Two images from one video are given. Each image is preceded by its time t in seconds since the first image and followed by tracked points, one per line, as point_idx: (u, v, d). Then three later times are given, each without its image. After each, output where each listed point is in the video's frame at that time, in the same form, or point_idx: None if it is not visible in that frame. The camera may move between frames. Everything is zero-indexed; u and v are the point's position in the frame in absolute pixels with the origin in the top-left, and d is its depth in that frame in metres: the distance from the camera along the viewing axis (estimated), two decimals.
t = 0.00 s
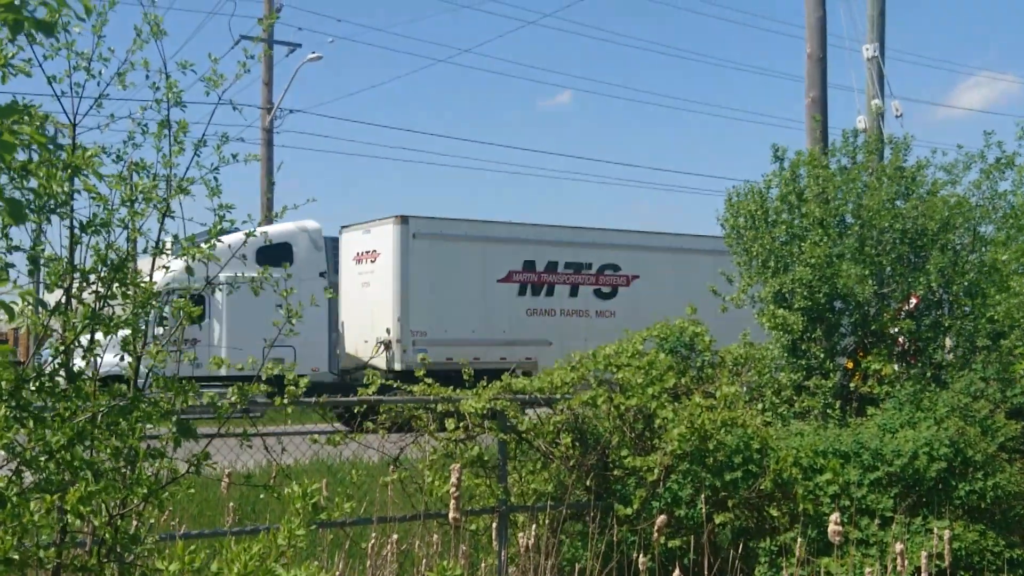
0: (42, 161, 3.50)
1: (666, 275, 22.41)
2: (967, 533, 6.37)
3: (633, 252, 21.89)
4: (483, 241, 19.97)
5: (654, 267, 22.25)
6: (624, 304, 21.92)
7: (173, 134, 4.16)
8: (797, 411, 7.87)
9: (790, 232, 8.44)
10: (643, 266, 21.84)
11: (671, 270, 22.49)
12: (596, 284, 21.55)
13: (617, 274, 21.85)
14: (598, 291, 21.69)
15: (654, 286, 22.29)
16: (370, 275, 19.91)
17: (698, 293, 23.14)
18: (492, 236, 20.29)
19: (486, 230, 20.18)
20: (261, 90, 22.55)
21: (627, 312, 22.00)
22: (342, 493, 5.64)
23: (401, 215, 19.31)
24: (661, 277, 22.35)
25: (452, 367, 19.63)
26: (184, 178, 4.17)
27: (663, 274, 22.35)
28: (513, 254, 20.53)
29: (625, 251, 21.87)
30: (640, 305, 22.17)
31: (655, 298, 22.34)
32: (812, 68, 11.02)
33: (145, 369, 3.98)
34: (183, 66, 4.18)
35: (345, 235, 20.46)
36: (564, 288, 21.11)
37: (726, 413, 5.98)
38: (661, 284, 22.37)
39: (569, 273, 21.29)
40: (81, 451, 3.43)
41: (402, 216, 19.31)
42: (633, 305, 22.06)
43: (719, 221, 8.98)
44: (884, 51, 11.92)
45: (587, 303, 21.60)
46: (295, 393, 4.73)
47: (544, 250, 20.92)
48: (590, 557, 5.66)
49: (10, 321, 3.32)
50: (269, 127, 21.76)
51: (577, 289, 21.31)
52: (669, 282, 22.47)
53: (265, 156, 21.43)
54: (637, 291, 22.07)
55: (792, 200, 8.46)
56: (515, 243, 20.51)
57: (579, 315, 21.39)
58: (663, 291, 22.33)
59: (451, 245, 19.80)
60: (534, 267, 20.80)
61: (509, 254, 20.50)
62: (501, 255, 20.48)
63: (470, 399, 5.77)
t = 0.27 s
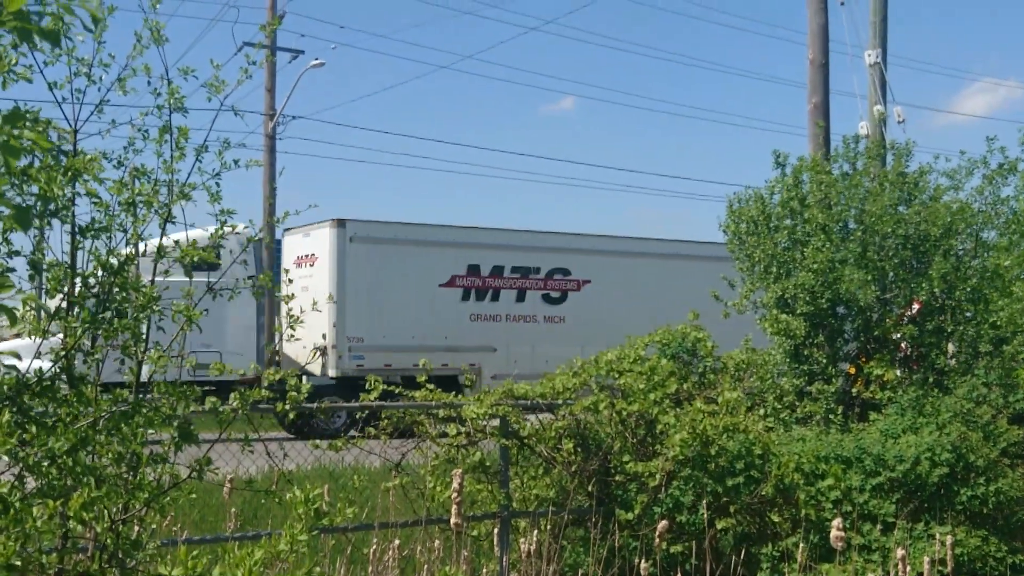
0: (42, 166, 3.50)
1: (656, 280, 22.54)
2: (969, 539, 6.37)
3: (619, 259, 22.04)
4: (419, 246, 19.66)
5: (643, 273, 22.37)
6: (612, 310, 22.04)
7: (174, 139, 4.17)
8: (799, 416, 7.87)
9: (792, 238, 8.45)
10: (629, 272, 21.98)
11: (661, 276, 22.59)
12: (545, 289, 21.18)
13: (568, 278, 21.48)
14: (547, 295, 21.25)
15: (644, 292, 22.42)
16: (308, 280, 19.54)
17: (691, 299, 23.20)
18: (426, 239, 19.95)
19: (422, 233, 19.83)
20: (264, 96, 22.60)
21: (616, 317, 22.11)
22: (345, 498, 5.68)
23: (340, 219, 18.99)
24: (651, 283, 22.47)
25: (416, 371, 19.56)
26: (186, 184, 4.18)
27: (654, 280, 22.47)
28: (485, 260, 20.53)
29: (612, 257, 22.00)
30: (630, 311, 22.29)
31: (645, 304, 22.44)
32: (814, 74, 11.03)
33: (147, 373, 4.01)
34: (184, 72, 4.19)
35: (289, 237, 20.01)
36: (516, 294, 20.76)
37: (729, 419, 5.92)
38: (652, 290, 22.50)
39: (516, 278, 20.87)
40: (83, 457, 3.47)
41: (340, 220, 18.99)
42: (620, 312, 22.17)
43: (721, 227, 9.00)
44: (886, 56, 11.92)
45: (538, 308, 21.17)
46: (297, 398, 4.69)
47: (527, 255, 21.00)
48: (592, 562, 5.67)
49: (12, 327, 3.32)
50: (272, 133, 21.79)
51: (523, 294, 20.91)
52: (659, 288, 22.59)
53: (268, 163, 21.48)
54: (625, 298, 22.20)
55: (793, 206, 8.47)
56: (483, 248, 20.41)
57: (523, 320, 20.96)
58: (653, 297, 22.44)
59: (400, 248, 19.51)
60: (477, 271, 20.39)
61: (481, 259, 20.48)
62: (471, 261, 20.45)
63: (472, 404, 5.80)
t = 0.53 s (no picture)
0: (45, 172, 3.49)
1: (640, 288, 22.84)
2: (973, 545, 6.36)
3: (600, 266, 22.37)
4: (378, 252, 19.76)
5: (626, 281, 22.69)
6: (595, 318, 22.33)
7: (176, 145, 4.17)
8: (802, 421, 7.86)
9: (795, 243, 8.45)
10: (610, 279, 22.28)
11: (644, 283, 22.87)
12: (494, 293, 21.16)
13: (515, 282, 21.49)
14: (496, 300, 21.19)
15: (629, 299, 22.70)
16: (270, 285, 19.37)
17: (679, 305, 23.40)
18: (386, 245, 20.04)
19: (385, 239, 19.95)
20: (267, 101, 22.64)
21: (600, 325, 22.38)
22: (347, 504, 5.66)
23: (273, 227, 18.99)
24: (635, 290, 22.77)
25: (389, 377, 19.89)
26: (188, 189, 4.19)
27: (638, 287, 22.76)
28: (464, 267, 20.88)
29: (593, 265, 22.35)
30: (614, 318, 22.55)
31: (630, 311, 22.70)
32: (817, 79, 11.03)
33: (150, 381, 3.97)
34: (186, 78, 4.20)
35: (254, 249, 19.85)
36: (460, 298, 20.69)
37: (733, 424, 5.91)
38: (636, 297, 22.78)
39: (460, 282, 20.85)
40: (86, 462, 3.48)
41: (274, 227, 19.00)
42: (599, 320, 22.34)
43: (723, 232, 9.00)
44: (888, 61, 11.92)
45: (482, 312, 21.09)
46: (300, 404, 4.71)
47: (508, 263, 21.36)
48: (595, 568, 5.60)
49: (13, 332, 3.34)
50: (274, 139, 21.82)
51: (468, 298, 20.88)
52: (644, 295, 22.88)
53: (271, 168, 21.52)
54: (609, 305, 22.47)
55: (796, 211, 8.48)
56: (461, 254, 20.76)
57: (466, 325, 20.90)
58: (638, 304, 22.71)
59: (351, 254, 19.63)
60: (420, 275, 20.37)
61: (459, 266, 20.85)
62: (446, 267, 20.79)
63: (475, 410, 5.79)
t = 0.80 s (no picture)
0: (53, 171, 3.51)
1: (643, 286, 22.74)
2: (979, 542, 6.35)
3: (603, 264, 22.29)
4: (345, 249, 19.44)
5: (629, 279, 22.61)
6: (598, 316, 22.26)
7: (183, 144, 4.19)
8: (808, 419, 7.85)
9: (800, 240, 8.45)
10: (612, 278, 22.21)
11: (648, 281, 22.76)
12: (437, 289, 20.54)
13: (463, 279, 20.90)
14: (432, 297, 20.51)
15: (631, 298, 22.62)
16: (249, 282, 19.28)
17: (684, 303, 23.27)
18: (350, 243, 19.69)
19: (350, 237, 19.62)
20: (272, 100, 22.65)
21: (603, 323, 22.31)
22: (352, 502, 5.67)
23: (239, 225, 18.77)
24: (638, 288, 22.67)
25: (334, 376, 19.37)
26: (195, 188, 4.20)
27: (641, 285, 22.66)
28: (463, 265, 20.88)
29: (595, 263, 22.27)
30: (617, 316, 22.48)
31: (633, 310, 22.62)
32: (822, 76, 11.02)
33: (157, 377, 4.03)
34: (193, 77, 4.21)
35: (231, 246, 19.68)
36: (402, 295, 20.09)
37: (738, 422, 5.93)
38: (639, 296, 22.70)
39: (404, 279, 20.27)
40: (92, 461, 3.48)
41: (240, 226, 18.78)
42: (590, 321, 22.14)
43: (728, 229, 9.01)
44: (894, 58, 11.90)
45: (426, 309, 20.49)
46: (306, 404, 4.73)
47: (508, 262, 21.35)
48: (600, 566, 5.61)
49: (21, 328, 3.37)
50: (279, 138, 21.85)
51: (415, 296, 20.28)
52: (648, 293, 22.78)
53: (276, 167, 21.54)
54: (611, 303, 22.40)
55: (801, 208, 8.48)
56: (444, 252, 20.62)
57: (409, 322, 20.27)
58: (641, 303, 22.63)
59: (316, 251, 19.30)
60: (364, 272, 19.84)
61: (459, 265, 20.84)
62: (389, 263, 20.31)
63: (481, 408, 5.81)
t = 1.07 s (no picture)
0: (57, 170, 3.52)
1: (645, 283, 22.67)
2: (983, 538, 6.35)
3: (603, 262, 22.21)
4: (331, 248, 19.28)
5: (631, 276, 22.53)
6: (598, 314, 22.22)
7: (187, 142, 4.19)
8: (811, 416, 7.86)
9: (803, 237, 8.45)
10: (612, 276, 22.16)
11: (649, 279, 22.68)
12: (384, 287, 20.00)
13: (407, 275, 20.31)
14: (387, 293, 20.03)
15: (632, 295, 22.56)
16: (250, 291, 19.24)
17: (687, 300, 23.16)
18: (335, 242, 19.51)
19: (335, 235, 19.44)
20: (274, 98, 22.65)
21: (603, 321, 22.26)
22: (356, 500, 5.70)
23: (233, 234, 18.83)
24: (639, 286, 22.60)
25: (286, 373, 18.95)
26: (199, 187, 4.20)
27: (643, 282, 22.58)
28: (459, 264, 20.88)
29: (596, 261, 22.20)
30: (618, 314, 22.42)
31: (635, 307, 22.55)
32: (824, 73, 11.00)
33: (160, 374, 4.02)
34: (197, 76, 4.21)
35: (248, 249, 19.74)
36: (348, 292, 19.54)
37: (741, 419, 5.92)
38: (640, 293, 22.63)
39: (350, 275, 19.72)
40: (96, 458, 3.48)
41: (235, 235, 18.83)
42: (582, 319, 22.04)
43: (730, 227, 9.01)
44: (896, 55, 11.89)
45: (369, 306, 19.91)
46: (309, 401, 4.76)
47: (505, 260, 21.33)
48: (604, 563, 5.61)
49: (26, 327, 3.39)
50: (281, 136, 21.85)
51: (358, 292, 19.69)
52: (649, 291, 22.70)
53: (279, 166, 21.54)
54: (612, 301, 22.34)
55: (803, 205, 8.48)
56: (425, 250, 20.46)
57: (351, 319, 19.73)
58: (642, 300, 22.56)
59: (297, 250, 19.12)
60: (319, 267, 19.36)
61: (454, 263, 20.84)
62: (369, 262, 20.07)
63: (484, 406, 5.83)
